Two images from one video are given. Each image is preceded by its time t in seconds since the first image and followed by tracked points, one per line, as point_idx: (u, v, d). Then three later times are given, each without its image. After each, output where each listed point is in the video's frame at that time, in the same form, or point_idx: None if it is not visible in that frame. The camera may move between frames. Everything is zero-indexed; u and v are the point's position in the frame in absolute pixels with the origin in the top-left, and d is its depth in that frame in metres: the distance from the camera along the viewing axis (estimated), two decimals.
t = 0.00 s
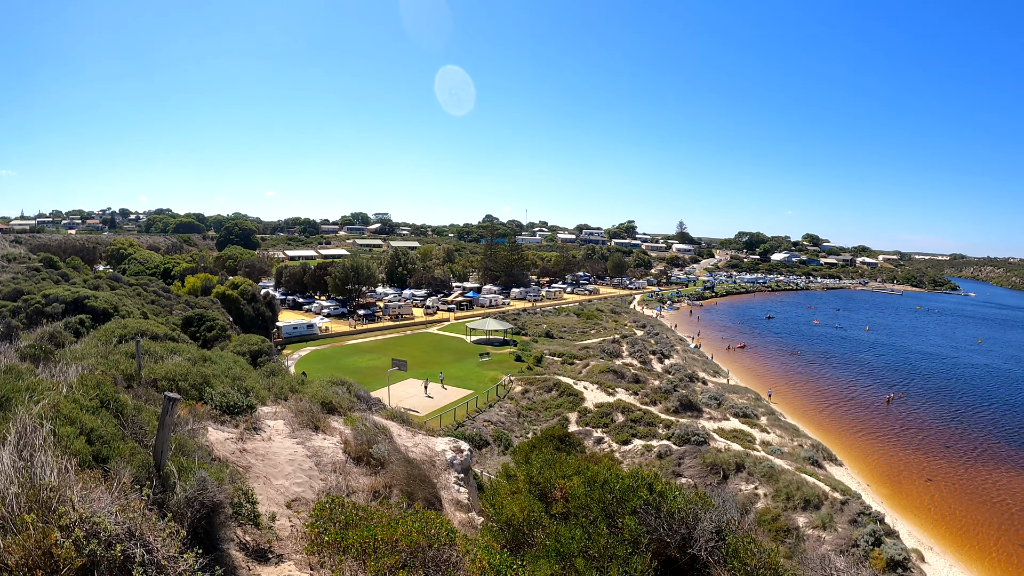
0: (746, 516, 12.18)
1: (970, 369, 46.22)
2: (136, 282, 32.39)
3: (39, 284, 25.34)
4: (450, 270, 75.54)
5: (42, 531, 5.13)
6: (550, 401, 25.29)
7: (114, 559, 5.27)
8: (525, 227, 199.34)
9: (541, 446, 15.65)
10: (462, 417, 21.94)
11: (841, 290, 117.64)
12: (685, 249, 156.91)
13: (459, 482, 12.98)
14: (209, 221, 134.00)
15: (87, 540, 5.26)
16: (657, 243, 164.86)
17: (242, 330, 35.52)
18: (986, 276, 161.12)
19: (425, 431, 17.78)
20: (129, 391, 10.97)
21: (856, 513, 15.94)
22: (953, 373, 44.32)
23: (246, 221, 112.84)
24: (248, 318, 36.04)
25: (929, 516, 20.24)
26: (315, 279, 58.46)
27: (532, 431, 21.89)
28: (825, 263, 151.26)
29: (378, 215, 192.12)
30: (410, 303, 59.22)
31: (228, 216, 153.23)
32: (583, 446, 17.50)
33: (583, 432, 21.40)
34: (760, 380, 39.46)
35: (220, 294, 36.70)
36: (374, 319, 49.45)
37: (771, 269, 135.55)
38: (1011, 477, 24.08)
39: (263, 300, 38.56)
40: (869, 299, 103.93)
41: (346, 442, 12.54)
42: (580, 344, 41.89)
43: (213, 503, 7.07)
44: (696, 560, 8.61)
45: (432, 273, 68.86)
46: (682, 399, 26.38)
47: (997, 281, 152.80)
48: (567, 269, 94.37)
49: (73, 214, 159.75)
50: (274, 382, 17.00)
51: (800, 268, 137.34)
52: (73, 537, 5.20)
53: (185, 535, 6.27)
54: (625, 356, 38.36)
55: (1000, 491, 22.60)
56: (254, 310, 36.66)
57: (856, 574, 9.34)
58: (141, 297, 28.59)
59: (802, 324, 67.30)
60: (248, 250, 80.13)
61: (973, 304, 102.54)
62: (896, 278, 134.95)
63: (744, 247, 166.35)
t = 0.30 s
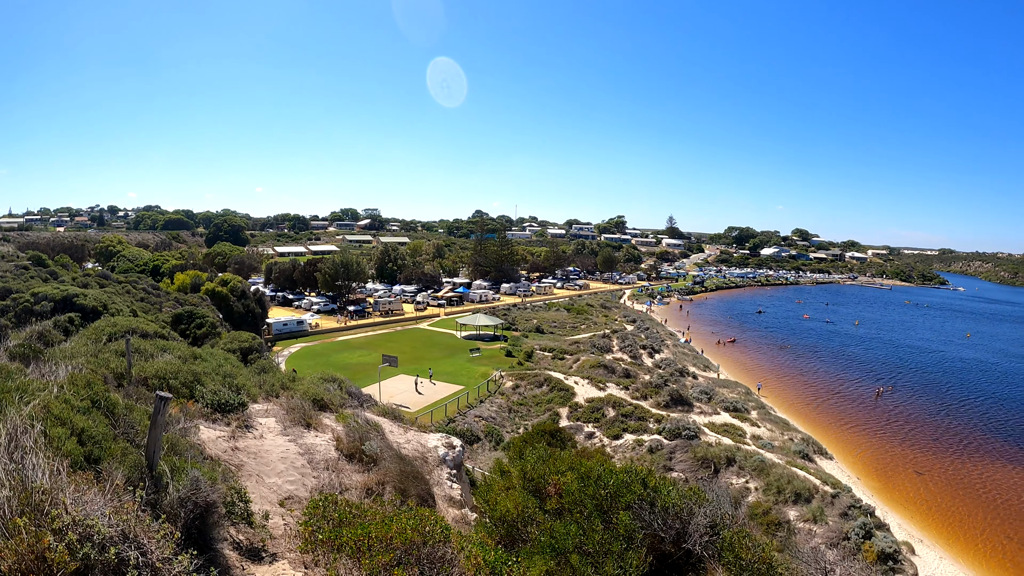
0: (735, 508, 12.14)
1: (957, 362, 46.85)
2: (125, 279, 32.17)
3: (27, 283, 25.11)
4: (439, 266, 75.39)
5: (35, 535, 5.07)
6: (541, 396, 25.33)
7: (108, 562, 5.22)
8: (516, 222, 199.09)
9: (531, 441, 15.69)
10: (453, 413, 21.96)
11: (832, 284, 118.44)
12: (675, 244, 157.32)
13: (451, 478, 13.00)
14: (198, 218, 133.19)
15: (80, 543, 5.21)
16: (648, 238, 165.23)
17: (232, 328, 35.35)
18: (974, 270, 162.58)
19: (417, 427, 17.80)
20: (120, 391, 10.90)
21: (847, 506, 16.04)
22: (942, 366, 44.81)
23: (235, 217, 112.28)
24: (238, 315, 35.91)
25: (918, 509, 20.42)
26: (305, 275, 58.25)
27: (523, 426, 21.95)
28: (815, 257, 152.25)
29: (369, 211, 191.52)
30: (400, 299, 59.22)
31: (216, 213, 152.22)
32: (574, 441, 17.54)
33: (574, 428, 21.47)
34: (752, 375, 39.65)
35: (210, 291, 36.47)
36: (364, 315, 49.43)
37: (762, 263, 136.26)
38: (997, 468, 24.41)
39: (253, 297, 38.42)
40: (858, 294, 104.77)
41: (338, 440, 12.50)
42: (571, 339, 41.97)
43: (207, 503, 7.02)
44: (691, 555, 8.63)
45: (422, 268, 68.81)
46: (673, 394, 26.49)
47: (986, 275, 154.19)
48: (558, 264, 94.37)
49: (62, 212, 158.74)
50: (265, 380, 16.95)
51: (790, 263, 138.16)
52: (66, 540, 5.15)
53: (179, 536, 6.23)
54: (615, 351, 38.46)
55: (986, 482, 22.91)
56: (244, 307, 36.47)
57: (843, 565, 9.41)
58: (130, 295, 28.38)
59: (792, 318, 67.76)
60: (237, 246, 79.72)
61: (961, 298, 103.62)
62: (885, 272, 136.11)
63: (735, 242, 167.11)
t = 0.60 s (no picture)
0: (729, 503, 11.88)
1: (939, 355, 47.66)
2: (109, 278, 31.87)
3: (10, 282, 24.85)
4: (424, 262, 75.07)
5: (22, 538, 4.99)
6: (527, 391, 25.35)
7: (96, 565, 5.15)
8: (502, 218, 198.59)
9: (518, 437, 15.70)
10: (440, 409, 21.94)
11: (817, 279, 119.59)
12: (659, 238, 157.77)
13: (439, 474, 12.98)
14: (181, 215, 131.73)
15: (68, 546, 5.15)
16: (634, 234, 165.75)
17: (218, 325, 35.12)
18: (957, 265, 164.75)
19: (404, 424, 17.77)
20: (105, 390, 10.81)
21: (833, 500, 16.18)
22: (925, 359, 45.49)
23: (220, 215, 111.37)
24: (223, 312, 35.67)
25: (903, 501, 20.66)
26: (290, 272, 57.95)
27: (510, 422, 21.96)
28: (799, 252, 153.68)
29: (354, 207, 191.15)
30: (385, 295, 59.12)
31: (200, 210, 150.49)
32: (560, 435, 17.57)
33: (561, 423, 21.50)
34: (739, 369, 39.89)
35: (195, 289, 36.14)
36: (349, 311, 49.30)
37: (747, 258, 137.33)
38: (979, 460, 24.84)
39: (238, 294, 38.20)
40: (843, 288, 105.89)
41: (325, 437, 12.43)
42: (556, 334, 42.09)
43: (194, 503, 6.95)
44: (681, 549, 8.70)
45: (407, 265, 68.70)
46: (659, 388, 26.61)
47: (969, 270, 156.15)
48: (542, 260, 94.36)
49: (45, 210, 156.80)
50: (251, 377, 16.88)
51: (774, 258, 139.30)
52: (54, 544, 5.08)
53: (167, 537, 6.18)
54: (601, 346, 38.55)
55: (966, 473, 23.33)
56: (229, 304, 36.22)
57: (826, 557, 9.47)
58: (114, 293, 28.09)
59: (778, 313, 68.32)
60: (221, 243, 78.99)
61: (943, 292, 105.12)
62: (869, 267, 137.59)
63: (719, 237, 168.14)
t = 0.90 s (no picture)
0: (716, 499, 11.88)
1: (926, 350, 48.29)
2: (97, 276, 31.62)
3: None
4: (414, 259, 74.79)
5: (8, 539, 4.94)
6: (517, 388, 25.36)
7: (84, 565, 5.11)
8: (493, 215, 198.24)
9: (507, 433, 15.72)
10: (429, 406, 21.93)
11: (807, 276, 120.52)
12: (649, 235, 158.05)
13: (429, 472, 12.98)
14: (170, 213, 130.65)
15: (55, 546, 5.11)
16: (625, 230, 166.14)
17: (207, 323, 34.92)
18: (944, 262, 166.69)
19: (393, 421, 17.76)
20: (92, 389, 10.73)
21: (822, 494, 16.30)
22: (914, 354, 46.05)
23: (209, 212, 110.69)
24: (212, 311, 35.47)
25: (891, 495, 20.82)
26: (279, 269, 57.66)
27: (500, 418, 21.96)
28: (789, 249, 154.82)
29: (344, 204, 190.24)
30: (375, 293, 58.96)
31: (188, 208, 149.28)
32: (550, 432, 17.58)
33: (550, 419, 21.52)
34: (729, 365, 40.11)
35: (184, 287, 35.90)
36: (338, 309, 49.13)
37: (736, 254, 138.15)
38: (964, 453, 25.22)
39: (228, 293, 38.00)
40: (832, 284, 106.74)
41: (314, 435, 12.39)
42: (547, 331, 42.14)
43: (183, 502, 6.91)
44: (670, 544, 8.74)
45: (396, 262, 68.60)
46: (649, 385, 26.72)
47: (956, 266, 158.01)
48: (532, 256, 94.32)
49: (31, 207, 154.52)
50: (240, 375, 16.79)
51: (764, 254, 140.24)
52: (41, 544, 5.03)
53: (156, 537, 6.13)
54: (591, 343, 38.60)
55: (952, 466, 23.63)
56: (218, 302, 36.03)
57: (812, 552, 9.51)
58: (102, 292, 27.86)
59: (768, 309, 68.75)
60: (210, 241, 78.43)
61: (931, 288, 106.25)
62: (858, 263, 138.71)
63: (709, 234, 168.95)
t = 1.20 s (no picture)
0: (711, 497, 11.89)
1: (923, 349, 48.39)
2: (95, 275, 31.60)
3: None
4: (412, 258, 74.76)
5: (5, 538, 4.93)
6: (515, 387, 25.39)
7: (81, 564, 5.12)
8: (492, 214, 198.04)
9: (505, 433, 15.71)
10: (427, 405, 21.93)
11: (805, 275, 120.60)
12: (647, 234, 158.03)
13: (427, 471, 12.97)
14: (168, 212, 130.63)
15: (52, 545, 5.10)
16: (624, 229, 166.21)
17: (205, 322, 34.90)
18: (943, 261, 166.84)
19: (391, 420, 17.73)
20: (90, 388, 10.71)
21: (820, 494, 16.32)
22: (911, 354, 46.15)
23: (207, 212, 110.83)
24: (210, 310, 35.45)
25: (889, 496, 20.81)
26: (277, 268, 57.64)
27: (498, 418, 21.95)
28: (788, 248, 154.93)
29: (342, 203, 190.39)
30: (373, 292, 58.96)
31: (186, 207, 149.22)
32: (547, 431, 17.59)
33: (548, 419, 21.56)
34: (727, 364, 40.13)
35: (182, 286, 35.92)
36: (337, 308, 49.10)
37: (735, 254, 138.21)
38: (961, 452, 25.28)
39: (226, 292, 37.99)
40: (830, 284, 106.77)
41: (312, 434, 12.37)
42: (545, 330, 42.16)
43: (181, 502, 6.90)
44: (667, 544, 8.68)
45: (394, 261, 68.61)
46: (647, 384, 26.77)
47: (954, 265, 158.09)
48: (530, 256, 94.29)
49: (29, 207, 154.61)
50: (238, 375, 16.77)
51: (763, 254, 140.31)
52: (38, 543, 5.03)
53: (154, 536, 6.13)
54: (589, 342, 38.61)
55: (950, 466, 23.63)
56: (216, 301, 36.00)
57: (809, 551, 9.47)
58: (100, 291, 27.82)
59: (766, 308, 68.76)
60: (208, 240, 78.43)
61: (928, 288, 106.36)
62: (856, 263, 138.65)
63: (708, 233, 169.05)
